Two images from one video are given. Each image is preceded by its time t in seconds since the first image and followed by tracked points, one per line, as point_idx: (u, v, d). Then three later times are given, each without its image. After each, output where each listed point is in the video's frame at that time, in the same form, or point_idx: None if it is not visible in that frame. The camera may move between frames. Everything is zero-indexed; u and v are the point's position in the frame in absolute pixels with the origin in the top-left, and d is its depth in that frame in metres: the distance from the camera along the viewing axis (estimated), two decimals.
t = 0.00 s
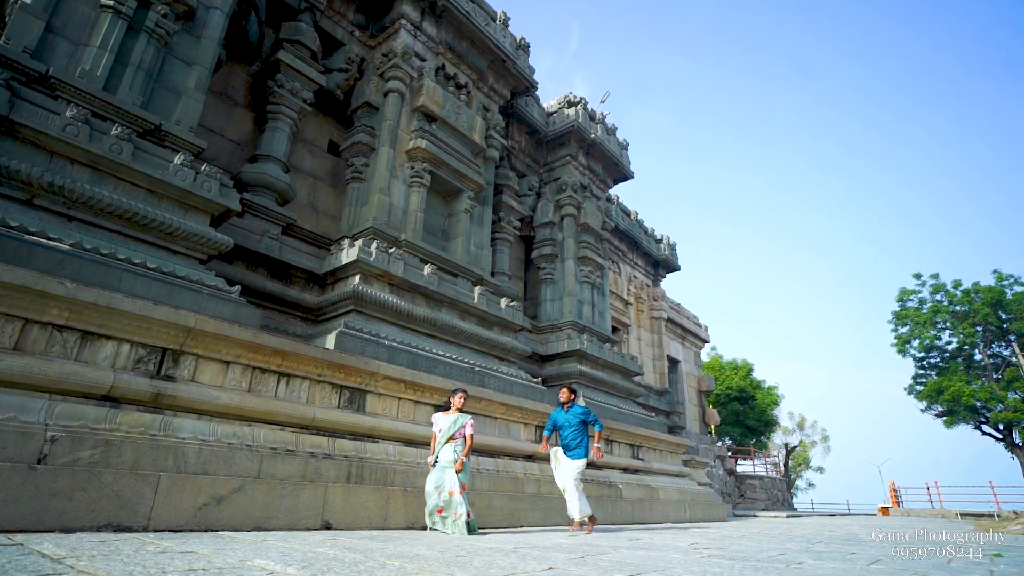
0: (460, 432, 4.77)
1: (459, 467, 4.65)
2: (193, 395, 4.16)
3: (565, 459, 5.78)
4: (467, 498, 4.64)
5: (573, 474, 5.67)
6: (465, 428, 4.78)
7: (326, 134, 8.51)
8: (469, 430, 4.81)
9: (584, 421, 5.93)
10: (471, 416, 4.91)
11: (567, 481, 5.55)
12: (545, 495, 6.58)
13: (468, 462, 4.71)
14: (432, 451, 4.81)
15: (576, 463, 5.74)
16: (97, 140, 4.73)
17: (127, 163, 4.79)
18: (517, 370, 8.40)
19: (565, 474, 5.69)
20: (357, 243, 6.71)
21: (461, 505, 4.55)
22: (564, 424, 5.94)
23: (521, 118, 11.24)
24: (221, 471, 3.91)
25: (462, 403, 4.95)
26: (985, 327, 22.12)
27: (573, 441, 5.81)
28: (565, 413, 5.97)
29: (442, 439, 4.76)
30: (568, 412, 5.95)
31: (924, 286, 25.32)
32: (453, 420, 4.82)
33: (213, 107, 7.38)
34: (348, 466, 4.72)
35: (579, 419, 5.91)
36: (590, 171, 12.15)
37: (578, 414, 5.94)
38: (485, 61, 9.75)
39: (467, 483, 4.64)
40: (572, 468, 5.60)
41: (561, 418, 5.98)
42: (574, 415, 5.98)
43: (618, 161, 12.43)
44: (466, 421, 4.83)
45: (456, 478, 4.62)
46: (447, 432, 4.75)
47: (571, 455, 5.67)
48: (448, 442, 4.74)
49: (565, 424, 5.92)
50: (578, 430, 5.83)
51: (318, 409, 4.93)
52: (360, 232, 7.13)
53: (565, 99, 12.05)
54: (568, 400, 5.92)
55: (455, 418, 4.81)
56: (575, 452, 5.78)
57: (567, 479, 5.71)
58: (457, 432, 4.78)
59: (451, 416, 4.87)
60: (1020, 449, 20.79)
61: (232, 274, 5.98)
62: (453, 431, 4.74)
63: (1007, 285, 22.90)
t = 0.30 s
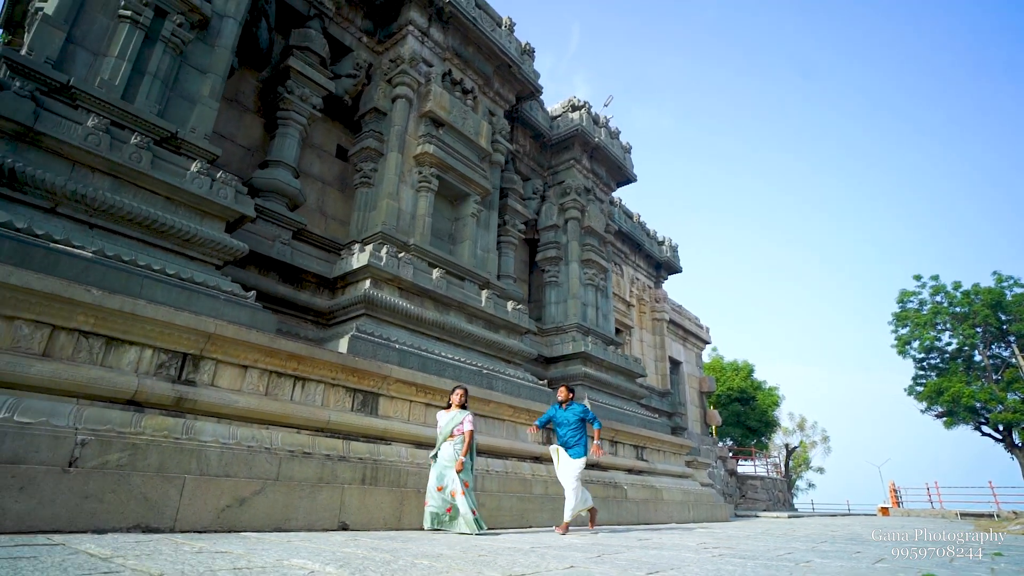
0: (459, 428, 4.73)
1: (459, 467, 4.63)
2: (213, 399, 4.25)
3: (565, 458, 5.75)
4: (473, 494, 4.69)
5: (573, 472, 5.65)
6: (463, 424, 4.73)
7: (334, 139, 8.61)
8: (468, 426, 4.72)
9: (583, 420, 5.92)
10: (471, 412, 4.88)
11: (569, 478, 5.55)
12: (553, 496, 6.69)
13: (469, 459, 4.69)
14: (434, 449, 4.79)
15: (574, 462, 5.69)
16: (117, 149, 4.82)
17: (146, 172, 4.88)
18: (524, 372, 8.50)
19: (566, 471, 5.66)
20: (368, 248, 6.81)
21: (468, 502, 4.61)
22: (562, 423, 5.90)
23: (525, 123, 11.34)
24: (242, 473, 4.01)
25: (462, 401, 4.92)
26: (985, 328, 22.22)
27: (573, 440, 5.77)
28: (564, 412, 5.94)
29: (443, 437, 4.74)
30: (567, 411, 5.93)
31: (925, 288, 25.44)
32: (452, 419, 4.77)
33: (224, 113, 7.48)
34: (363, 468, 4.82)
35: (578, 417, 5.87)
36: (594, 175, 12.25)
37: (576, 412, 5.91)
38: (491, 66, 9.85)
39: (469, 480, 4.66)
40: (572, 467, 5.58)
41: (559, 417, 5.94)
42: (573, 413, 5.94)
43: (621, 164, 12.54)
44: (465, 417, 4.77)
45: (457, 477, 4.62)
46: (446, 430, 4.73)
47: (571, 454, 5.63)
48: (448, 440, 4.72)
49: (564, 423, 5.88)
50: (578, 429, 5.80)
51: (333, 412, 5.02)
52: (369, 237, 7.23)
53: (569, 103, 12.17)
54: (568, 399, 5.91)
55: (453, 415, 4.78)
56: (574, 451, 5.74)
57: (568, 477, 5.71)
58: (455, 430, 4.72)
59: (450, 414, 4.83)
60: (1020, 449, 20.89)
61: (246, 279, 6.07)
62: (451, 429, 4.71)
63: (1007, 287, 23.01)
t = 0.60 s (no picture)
0: (458, 425, 4.82)
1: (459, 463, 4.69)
2: (232, 404, 4.35)
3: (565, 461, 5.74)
4: (474, 491, 4.74)
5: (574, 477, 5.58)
6: (462, 421, 4.83)
7: (342, 144, 8.71)
8: (468, 423, 4.81)
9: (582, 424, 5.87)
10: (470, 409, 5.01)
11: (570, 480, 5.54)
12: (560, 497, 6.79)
13: (469, 456, 4.78)
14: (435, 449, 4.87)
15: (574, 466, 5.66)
16: (136, 158, 4.93)
17: (164, 180, 4.98)
18: (530, 375, 8.61)
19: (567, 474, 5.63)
20: (378, 253, 6.92)
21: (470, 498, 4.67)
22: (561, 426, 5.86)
23: (530, 127, 11.44)
24: (262, 475, 4.11)
25: (462, 398, 5.03)
26: (985, 330, 22.34)
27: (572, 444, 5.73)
28: (563, 415, 5.90)
29: (444, 435, 4.83)
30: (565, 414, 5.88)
31: (925, 289, 25.58)
32: (451, 417, 4.89)
33: (235, 119, 7.58)
34: (377, 470, 4.92)
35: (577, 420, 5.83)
36: (597, 178, 12.37)
37: (575, 416, 5.86)
38: (496, 72, 9.96)
39: (470, 476, 4.74)
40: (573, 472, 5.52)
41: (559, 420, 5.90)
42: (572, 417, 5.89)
43: (624, 168, 12.65)
44: (463, 414, 4.88)
45: (458, 474, 4.68)
46: (446, 428, 4.83)
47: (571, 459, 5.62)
48: (448, 438, 4.81)
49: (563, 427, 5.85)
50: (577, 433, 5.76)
51: (347, 415, 5.13)
52: (378, 241, 7.33)
53: (572, 107, 12.28)
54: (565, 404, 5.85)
55: (452, 412, 4.90)
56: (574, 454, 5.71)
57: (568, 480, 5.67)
58: (455, 427, 4.82)
59: (451, 413, 4.95)
60: (1019, 450, 21.00)
61: (259, 284, 6.18)
62: (451, 426, 4.81)
63: (1006, 288, 23.14)
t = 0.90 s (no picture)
0: (456, 427, 4.88)
1: (457, 464, 4.72)
2: (251, 408, 4.45)
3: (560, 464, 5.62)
4: (474, 491, 4.77)
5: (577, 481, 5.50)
6: (461, 422, 4.89)
7: (350, 149, 8.80)
8: (468, 424, 4.86)
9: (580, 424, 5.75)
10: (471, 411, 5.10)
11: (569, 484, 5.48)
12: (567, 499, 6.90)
13: (468, 456, 4.84)
14: (435, 451, 4.90)
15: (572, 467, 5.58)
16: (155, 167, 5.03)
17: (182, 188, 5.08)
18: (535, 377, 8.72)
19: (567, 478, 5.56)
20: (387, 259, 7.02)
21: (469, 498, 4.70)
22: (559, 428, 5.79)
23: (534, 131, 11.55)
24: (281, 479, 4.21)
25: (462, 401, 5.07)
26: (984, 331, 22.47)
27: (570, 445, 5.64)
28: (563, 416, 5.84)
29: (443, 436, 4.88)
30: (564, 415, 5.81)
31: (924, 291, 25.72)
32: (451, 418, 4.95)
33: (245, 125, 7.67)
34: (391, 473, 5.02)
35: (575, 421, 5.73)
36: (600, 182, 12.48)
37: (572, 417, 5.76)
38: (501, 77, 10.07)
39: (469, 476, 4.77)
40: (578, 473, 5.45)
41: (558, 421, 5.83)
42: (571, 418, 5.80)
43: (627, 171, 12.77)
44: (462, 415, 4.94)
45: (457, 474, 4.72)
46: (444, 430, 4.88)
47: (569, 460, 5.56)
48: (447, 439, 4.85)
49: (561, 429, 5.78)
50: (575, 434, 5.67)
51: (360, 419, 5.23)
52: (388, 247, 7.44)
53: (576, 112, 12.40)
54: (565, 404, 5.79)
55: (452, 414, 4.98)
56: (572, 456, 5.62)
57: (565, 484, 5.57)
58: (454, 428, 4.87)
59: (450, 415, 5.02)
60: (1017, 450, 21.13)
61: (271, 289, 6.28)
62: (450, 427, 4.87)
63: (1005, 290, 23.28)
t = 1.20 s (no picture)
0: (457, 434, 4.91)
1: (457, 469, 4.75)
2: (268, 413, 4.56)
3: (558, 459, 5.53)
4: (474, 496, 4.77)
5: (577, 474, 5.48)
6: (461, 429, 4.91)
7: (357, 154, 8.90)
8: (468, 431, 4.89)
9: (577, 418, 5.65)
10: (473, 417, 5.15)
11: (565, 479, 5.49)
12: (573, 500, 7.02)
13: (469, 462, 4.85)
14: (437, 458, 4.93)
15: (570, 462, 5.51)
16: (173, 176, 5.13)
17: (199, 197, 5.18)
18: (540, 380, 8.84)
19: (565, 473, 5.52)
20: (397, 264, 7.13)
21: (468, 502, 4.72)
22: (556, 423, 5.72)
23: (538, 135, 11.66)
24: (299, 482, 4.32)
25: (461, 408, 5.12)
26: (982, 333, 22.62)
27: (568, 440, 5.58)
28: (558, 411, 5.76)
29: (444, 444, 4.92)
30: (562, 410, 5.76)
31: (923, 292, 25.87)
32: (452, 425, 4.98)
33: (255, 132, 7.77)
34: (403, 475, 5.14)
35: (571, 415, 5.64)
36: (603, 186, 12.60)
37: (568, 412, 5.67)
38: (506, 83, 10.18)
39: (468, 483, 4.76)
40: (581, 467, 5.48)
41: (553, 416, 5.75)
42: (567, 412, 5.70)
43: (630, 175, 12.89)
44: (463, 422, 4.97)
45: (457, 479, 4.74)
46: (445, 437, 4.92)
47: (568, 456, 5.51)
48: (447, 447, 4.88)
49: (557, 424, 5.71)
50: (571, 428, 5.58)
51: (373, 423, 5.33)
52: (396, 252, 7.55)
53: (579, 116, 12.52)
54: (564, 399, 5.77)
55: (452, 422, 5.00)
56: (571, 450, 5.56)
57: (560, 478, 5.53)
58: (454, 435, 4.91)
59: (451, 422, 5.04)
60: (1015, 451, 21.28)
61: (284, 294, 6.39)
62: (450, 434, 4.90)
63: (1004, 292, 23.42)
